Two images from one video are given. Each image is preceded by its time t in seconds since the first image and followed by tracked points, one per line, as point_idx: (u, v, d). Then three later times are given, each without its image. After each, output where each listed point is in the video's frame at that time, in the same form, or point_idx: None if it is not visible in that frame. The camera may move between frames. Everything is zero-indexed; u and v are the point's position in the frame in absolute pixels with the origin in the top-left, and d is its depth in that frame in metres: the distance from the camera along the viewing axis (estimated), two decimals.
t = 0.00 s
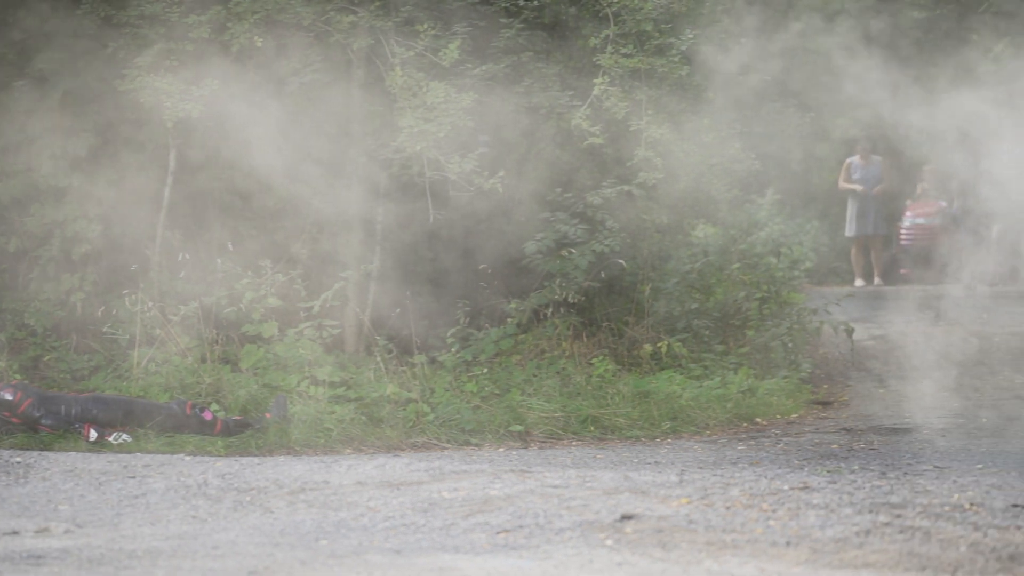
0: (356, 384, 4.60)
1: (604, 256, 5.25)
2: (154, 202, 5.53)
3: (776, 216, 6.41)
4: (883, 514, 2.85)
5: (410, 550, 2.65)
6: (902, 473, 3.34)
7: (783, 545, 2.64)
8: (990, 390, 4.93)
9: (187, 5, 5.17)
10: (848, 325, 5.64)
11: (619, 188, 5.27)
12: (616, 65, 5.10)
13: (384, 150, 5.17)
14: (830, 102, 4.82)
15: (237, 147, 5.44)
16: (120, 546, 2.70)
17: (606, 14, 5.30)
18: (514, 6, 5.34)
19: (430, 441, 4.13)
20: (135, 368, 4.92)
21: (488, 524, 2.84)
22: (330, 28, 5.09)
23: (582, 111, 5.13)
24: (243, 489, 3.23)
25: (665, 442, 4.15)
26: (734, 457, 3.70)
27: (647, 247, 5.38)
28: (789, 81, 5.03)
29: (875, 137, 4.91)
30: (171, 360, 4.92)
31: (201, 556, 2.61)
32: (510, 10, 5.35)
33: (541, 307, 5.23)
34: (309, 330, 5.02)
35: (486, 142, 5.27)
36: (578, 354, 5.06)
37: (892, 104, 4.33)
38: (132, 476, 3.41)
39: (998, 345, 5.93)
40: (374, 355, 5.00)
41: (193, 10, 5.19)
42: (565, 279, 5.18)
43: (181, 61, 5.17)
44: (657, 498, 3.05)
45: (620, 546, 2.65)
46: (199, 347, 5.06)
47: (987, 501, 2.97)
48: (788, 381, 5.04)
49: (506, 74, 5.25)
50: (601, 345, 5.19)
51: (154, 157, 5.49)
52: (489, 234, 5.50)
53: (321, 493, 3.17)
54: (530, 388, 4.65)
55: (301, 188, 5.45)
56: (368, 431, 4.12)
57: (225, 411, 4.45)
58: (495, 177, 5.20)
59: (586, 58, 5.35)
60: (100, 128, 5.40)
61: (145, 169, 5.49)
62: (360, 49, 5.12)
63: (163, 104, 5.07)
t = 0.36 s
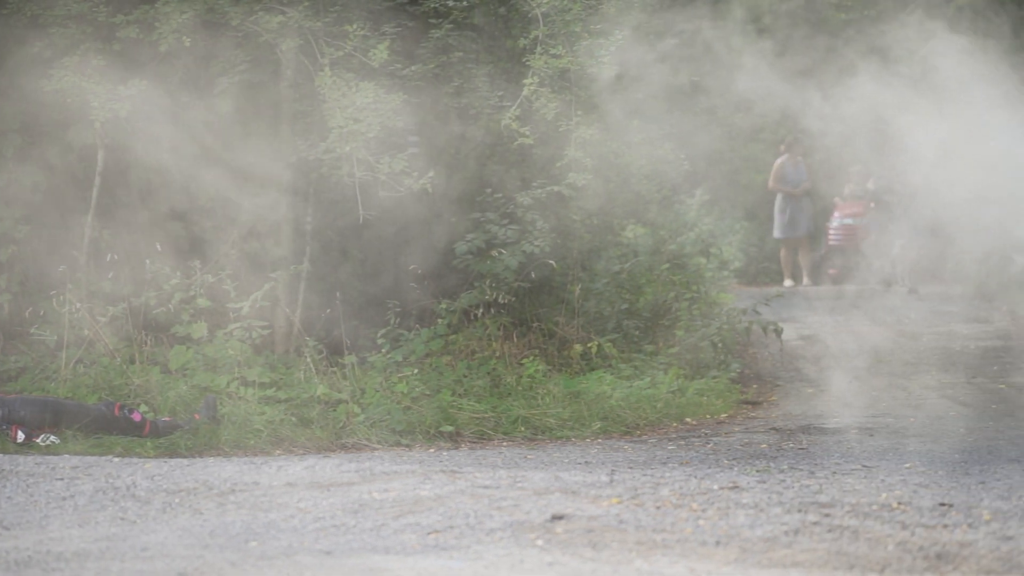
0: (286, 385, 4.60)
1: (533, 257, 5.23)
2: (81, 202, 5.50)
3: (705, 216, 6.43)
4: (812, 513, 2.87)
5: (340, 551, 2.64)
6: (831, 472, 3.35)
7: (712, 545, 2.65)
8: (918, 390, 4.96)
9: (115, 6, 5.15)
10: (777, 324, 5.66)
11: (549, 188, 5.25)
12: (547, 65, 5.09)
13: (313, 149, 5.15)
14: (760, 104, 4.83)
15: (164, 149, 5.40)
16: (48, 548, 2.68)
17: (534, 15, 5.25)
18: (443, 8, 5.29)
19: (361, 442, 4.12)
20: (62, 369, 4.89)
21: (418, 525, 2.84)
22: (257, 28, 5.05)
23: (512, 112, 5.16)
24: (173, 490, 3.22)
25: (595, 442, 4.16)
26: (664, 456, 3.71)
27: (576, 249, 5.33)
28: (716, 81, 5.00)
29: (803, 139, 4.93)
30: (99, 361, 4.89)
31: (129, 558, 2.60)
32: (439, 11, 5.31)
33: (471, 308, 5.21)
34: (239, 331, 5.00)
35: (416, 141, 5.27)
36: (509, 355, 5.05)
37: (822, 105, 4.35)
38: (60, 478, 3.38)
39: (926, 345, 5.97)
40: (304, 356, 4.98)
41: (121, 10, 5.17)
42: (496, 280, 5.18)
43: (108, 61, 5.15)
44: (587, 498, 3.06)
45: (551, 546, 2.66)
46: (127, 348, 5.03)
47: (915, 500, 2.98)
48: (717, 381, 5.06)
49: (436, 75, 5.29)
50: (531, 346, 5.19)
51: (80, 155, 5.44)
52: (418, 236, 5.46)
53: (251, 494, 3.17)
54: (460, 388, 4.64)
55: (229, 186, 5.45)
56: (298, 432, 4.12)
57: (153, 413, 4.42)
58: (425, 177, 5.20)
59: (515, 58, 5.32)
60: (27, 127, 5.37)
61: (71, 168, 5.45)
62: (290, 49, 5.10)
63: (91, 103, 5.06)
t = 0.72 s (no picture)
0: (224, 386, 4.59)
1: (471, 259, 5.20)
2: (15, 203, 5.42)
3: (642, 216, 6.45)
4: (748, 513, 2.88)
5: (278, 553, 2.64)
6: (767, 472, 3.37)
7: (650, 545, 2.65)
8: (853, 390, 4.99)
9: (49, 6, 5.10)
10: (714, 324, 5.68)
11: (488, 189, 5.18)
12: (483, 66, 5.06)
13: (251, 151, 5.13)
14: (694, 107, 4.83)
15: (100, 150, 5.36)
16: None
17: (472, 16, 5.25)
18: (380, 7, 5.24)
19: (299, 443, 4.12)
20: None
21: (355, 526, 2.84)
22: (193, 28, 5.03)
23: (449, 112, 5.14)
24: (108, 493, 3.20)
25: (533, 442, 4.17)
26: (602, 457, 3.72)
27: (515, 250, 5.32)
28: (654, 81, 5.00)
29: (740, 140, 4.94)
30: (34, 362, 4.86)
31: (66, 561, 2.59)
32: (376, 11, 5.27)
33: (409, 308, 5.15)
34: (175, 332, 4.97)
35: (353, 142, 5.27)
36: (447, 356, 5.04)
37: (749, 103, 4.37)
38: None
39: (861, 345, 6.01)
40: (242, 357, 4.97)
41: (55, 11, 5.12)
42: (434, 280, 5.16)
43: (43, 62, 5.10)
44: (525, 498, 3.06)
45: (489, 546, 2.66)
46: (62, 350, 5.00)
47: (850, 500, 3.00)
48: (655, 381, 5.08)
49: (374, 75, 5.22)
50: (470, 347, 5.18)
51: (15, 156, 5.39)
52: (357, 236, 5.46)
53: (188, 496, 3.15)
54: (398, 390, 4.64)
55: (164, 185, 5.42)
56: (235, 434, 4.12)
57: (89, 415, 4.39)
58: (362, 178, 5.20)
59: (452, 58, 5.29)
60: None
61: (4, 167, 5.41)
62: (227, 49, 5.08)
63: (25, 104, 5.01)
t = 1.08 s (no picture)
0: (171, 387, 4.58)
1: (421, 258, 5.21)
2: None
3: (590, 215, 6.45)
4: (697, 513, 2.89)
5: (225, 554, 2.63)
6: (715, 472, 3.38)
7: (598, 545, 2.66)
8: (801, 390, 5.00)
9: None
10: (661, 324, 5.69)
11: (435, 191, 5.15)
12: (430, 66, 5.02)
13: (197, 150, 5.12)
14: (643, 107, 4.84)
15: (47, 152, 5.32)
16: None
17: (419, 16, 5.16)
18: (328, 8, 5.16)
19: (247, 444, 4.10)
20: None
21: (304, 527, 2.83)
22: (140, 28, 5.04)
23: (397, 112, 5.05)
24: (55, 494, 3.19)
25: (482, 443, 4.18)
26: (551, 457, 3.73)
27: (463, 250, 5.32)
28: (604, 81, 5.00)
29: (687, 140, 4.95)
30: None
31: (11, 563, 2.58)
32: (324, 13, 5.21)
33: (358, 309, 5.12)
34: (123, 332, 4.95)
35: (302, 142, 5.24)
36: (395, 356, 5.03)
37: (693, 100, 4.39)
38: None
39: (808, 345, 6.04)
40: (189, 358, 4.96)
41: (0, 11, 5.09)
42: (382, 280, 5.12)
43: None
44: (474, 498, 3.07)
45: (437, 546, 2.66)
46: (9, 350, 4.97)
47: (798, 499, 3.01)
48: (603, 381, 5.09)
49: (321, 75, 5.17)
50: (419, 347, 5.17)
51: None
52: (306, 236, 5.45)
53: (136, 497, 3.14)
54: (346, 391, 4.63)
55: (112, 186, 5.39)
56: (183, 434, 4.10)
57: (35, 416, 4.37)
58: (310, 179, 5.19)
59: (403, 60, 5.20)
60: None
61: None
62: (173, 50, 5.07)
63: None
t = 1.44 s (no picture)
0: (129, 386, 4.56)
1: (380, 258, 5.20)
2: None
3: (549, 215, 6.46)
4: (656, 511, 2.89)
5: (184, 554, 2.62)
6: (674, 470, 3.38)
7: (557, 544, 2.66)
8: (760, 388, 5.02)
9: None
10: (620, 323, 5.70)
11: (394, 189, 5.16)
12: (390, 65, 5.00)
13: (155, 149, 5.11)
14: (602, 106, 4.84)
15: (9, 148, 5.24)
16: None
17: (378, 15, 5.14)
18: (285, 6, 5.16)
19: (205, 443, 4.09)
20: None
21: (262, 526, 2.83)
22: (98, 28, 5.01)
23: (355, 111, 5.04)
24: (12, 494, 3.17)
25: (442, 442, 4.18)
26: (511, 456, 3.73)
27: (422, 250, 5.30)
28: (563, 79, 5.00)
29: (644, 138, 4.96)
30: None
31: None
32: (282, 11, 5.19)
33: (316, 308, 5.11)
34: (80, 331, 4.93)
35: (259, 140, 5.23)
36: (354, 355, 5.01)
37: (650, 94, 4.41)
38: None
39: (766, 343, 6.06)
40: (147, 357, 4.93)
41: None
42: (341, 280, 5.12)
43: None
44: (433, 497, 3.06)
45: (397, 546, 2.66)
46: None
47: (756, 498, 3.01)
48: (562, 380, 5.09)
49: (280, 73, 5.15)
50: (378, 346, 5.12)
51: None
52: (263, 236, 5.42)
53: (93, 497, 3.13)
54: (305, 390, 4.62)
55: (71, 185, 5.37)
56: (141, 434, 4.09)
57: None
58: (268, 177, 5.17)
59: (361, 58, 5.19)
60: None
61: None
62: (131, 49, 5.06)
63: None
